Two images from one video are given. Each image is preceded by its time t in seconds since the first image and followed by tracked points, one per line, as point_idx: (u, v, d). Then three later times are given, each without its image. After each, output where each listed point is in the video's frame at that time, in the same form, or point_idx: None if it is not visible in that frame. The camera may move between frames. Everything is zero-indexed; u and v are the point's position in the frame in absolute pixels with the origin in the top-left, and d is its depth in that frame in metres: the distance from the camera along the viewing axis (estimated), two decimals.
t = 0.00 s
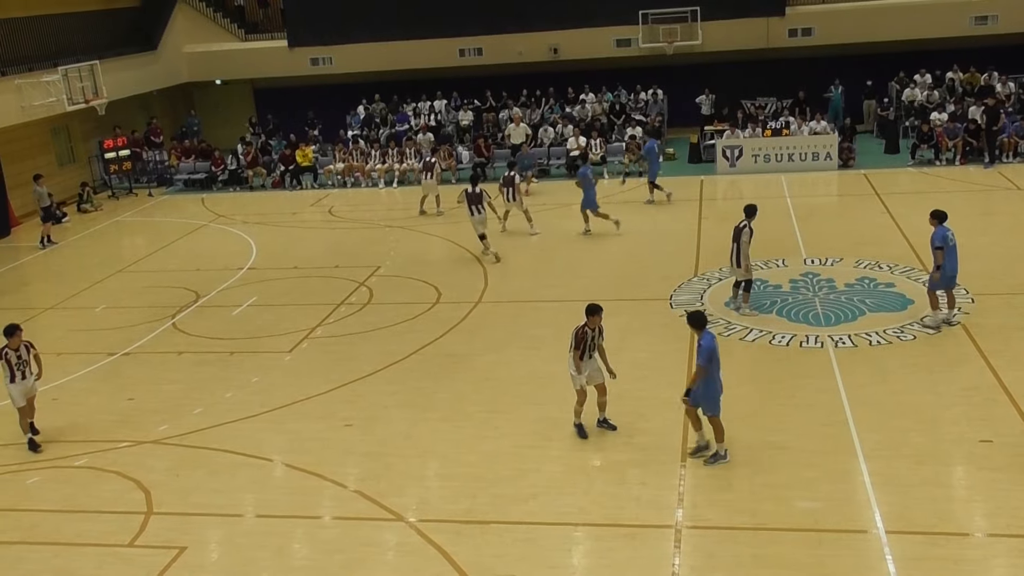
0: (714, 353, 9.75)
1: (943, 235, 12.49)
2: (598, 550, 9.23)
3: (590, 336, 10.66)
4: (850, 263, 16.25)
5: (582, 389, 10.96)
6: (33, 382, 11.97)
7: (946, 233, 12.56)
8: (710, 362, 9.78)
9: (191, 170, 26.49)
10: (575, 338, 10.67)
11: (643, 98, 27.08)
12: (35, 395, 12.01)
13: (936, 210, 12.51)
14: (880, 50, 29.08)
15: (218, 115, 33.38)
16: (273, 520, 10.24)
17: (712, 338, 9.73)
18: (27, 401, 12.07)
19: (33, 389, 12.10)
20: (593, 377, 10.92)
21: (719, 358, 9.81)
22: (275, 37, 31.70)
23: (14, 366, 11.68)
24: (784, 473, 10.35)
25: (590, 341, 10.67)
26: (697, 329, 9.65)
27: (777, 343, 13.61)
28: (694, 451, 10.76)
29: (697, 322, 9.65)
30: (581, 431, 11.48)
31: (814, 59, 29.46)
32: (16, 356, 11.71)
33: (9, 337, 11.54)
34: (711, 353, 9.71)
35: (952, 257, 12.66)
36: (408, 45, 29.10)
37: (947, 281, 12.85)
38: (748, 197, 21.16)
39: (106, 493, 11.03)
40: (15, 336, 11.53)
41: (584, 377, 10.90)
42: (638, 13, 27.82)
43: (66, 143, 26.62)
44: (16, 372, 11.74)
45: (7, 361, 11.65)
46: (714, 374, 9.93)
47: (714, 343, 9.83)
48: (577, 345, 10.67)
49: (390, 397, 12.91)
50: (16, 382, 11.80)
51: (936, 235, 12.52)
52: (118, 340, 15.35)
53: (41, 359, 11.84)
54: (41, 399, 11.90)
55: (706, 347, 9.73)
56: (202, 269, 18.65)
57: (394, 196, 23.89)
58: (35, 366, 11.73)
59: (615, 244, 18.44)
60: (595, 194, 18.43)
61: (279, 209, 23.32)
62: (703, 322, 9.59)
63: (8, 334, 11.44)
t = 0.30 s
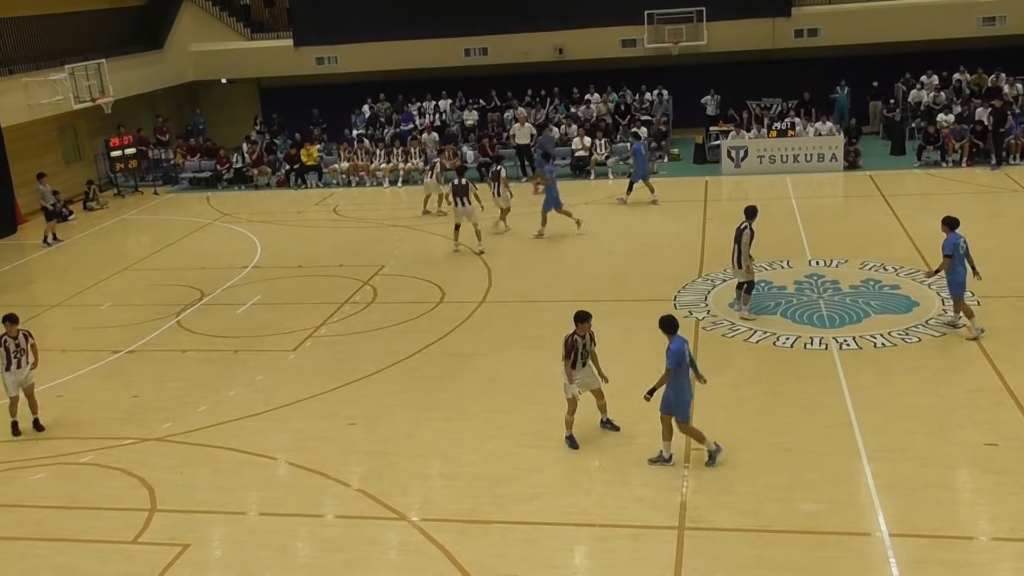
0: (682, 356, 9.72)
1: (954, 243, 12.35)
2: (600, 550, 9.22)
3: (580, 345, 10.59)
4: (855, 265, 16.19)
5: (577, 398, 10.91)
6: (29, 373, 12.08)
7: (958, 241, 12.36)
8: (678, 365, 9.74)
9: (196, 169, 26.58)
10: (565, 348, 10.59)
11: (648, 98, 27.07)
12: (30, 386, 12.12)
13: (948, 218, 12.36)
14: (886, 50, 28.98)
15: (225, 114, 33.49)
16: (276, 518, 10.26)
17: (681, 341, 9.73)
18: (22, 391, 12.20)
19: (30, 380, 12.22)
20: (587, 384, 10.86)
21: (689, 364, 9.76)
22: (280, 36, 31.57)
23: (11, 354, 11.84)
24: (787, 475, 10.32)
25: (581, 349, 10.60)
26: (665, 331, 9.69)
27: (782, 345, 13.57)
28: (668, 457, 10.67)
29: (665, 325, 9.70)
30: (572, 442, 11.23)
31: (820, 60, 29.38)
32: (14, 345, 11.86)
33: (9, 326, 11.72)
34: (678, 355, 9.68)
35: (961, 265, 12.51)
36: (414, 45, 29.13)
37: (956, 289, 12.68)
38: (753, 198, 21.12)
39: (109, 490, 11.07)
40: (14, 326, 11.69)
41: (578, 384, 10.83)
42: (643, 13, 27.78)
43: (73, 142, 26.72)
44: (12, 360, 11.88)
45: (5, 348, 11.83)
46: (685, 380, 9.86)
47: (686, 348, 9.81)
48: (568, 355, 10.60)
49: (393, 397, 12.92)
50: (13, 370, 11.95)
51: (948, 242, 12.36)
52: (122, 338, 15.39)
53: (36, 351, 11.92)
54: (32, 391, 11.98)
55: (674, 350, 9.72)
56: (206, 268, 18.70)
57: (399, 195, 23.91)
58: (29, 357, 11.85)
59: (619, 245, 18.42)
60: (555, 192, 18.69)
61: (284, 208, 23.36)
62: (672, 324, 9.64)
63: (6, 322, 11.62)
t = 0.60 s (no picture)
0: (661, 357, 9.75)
1: (957, 247, 12.29)
2: (606, 551, 9.22)
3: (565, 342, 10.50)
4: (862, 266, 16.17)
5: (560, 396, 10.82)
6: (23, 373, 12.18)
7: (961, 247, 12.36)
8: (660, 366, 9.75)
9: (203, 170, 26.59)
10: (550, 344, 10.51)
11: (655, 99, 27.07)
12: (26, 386, 12.18)
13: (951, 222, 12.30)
14: (893, 51, 28.92)
15: (231, 115, 33.53)
16: (283, 518, 10.28)
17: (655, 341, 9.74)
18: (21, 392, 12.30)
19: (28, 381, 12.30)
20: (570, 380, 10.77)
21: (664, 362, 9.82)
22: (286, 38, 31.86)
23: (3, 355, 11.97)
24: (794, 476, 10.31)
25: (566, 346, 10.51)
26: (645, 334, 9.64)
27: (788, 346, 13.56)
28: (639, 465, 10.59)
29: (644, 328, 9.63)
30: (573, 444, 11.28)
31: (827, 60, 29.33)
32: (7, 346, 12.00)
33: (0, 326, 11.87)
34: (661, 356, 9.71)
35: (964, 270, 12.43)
36: (420, 46, 29.14)
37: (960, 295, 12.59)
38: (760, 199, 21.11)
39: (117, 490, 11.10)
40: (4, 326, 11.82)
41: (561, 382, 10.74)
42: (650, 14, 27.75)
43: (80, 142, 26.76)
44: (5, 362, 12.03)
45: None
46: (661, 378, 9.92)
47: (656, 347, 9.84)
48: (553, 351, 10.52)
49: (400, 397, 12.94)
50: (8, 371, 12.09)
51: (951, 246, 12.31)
52: (130, 338, 15.42)
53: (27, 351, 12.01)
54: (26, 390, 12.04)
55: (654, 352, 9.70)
56: (213, 268, 18.72)
57: (405, 196, 23.92)
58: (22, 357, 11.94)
59: (625, 246, 18.42)
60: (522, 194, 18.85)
61: (290, 209, 23.39)
62: (649, 327, 9.60)
63: None
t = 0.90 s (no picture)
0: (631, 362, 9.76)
1: (944, 254, 12.20)
2: (611, 552, 9.21)
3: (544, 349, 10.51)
4: (869, 268, 16.12)
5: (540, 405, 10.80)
6: (16, 367, 12.29)
7: (949, 253, 12.25)
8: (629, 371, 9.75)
9: (210, 169, 26.66)
10: (530, 352, 10.52)
11: (661, 99, 27.04)
12: (18, 380, 12.30)
13: (937, 229, 12.15)
14: (901, 52, 28.83)
15: (239, 114, 33.60)
16: (288, 517, 10.29)
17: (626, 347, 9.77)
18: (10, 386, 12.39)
19: (20, 375, 12.41)
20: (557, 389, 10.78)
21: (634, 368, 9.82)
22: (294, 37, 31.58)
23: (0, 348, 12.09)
24: (799, 478, 10.29)
25: (544, 354, 10.52)
26: (613, 339, 9.69)
27: (794, 347, 13.52)
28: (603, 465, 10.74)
29: (613, 333, 9.69)
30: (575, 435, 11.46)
31: (835, 61, 29.26)
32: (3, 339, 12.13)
33: None
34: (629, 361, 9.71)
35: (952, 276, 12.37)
36: (427, 45, 29.16)
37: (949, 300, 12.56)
38: (767, 200, 21.05)
39: (123, 488, 11.13)
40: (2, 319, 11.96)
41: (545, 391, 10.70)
42: (657, 14, 27.71)
43: (88, 141, 26.85)
44: None
45: None
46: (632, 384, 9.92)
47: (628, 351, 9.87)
48: (533, 360, 10.54)
49: (405, 397, 12.95)
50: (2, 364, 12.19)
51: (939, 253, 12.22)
52: (136, 337, 15.48)
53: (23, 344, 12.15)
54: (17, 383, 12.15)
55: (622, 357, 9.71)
56: (220, 267, 18.78)
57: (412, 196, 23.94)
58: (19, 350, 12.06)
59: (631, 246, 18.40)
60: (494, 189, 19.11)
61: (297, 208, 23.42)
62: (618, 332, 9.63)
63: None
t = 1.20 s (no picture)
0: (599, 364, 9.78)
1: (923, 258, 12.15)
2: (613, 554, 9.19)
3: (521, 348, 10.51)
4: (873, 270, 16.07)
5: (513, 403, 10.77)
6: (13, 366, 12.30)
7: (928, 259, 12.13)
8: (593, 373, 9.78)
9: (215, 169, 26.70)
10: (505, 351, 10.48)
11: (665, 101, 27.01)
12: (14, 379, 12.32)
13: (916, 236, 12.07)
14: (906, 54, 28.74)
15: (245, 114, 33.67)
16: (290, 517, 10.31)
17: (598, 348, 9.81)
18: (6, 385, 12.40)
19: (16, 375, 12.43)
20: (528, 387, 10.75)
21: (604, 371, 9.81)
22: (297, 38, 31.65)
23: None
24: (802, 481, 10.26)
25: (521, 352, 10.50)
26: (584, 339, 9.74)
27: (798, 350, 13.49)
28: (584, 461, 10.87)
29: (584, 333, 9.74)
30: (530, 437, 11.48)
31: (840, 63, 29.17)
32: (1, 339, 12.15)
33: None
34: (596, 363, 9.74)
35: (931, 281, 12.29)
36: (432, 46, 29.19)
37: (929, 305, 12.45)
38: (771, 202, 21.03)
39: (127, 486, 11.17)
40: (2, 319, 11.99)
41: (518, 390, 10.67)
42: (661, 16, 27.69)
43: (94, 141, 26.93)
44: None
45: None
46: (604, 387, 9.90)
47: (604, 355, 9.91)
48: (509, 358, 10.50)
49: (408, 398, 12.96)
50: None
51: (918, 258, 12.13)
52: (140, 336, 15.52)
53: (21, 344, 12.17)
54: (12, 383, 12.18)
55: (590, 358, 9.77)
56: (224, 267, 18.82)
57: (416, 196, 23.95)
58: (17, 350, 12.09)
59: (635, 248, 18.38)
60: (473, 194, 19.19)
61: (302, 209, 23.45)
62: (591, 332, 9.66)
63: None
